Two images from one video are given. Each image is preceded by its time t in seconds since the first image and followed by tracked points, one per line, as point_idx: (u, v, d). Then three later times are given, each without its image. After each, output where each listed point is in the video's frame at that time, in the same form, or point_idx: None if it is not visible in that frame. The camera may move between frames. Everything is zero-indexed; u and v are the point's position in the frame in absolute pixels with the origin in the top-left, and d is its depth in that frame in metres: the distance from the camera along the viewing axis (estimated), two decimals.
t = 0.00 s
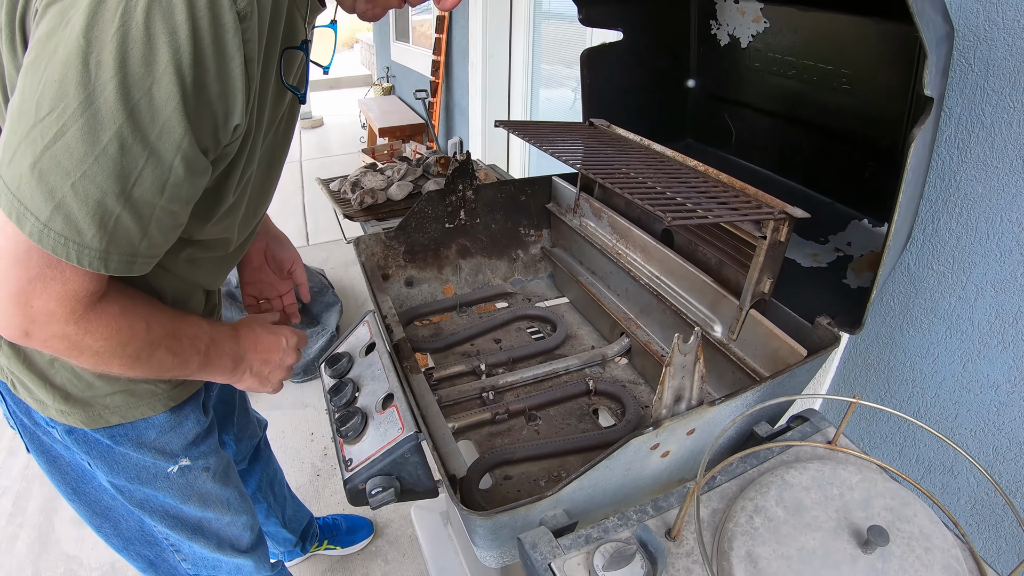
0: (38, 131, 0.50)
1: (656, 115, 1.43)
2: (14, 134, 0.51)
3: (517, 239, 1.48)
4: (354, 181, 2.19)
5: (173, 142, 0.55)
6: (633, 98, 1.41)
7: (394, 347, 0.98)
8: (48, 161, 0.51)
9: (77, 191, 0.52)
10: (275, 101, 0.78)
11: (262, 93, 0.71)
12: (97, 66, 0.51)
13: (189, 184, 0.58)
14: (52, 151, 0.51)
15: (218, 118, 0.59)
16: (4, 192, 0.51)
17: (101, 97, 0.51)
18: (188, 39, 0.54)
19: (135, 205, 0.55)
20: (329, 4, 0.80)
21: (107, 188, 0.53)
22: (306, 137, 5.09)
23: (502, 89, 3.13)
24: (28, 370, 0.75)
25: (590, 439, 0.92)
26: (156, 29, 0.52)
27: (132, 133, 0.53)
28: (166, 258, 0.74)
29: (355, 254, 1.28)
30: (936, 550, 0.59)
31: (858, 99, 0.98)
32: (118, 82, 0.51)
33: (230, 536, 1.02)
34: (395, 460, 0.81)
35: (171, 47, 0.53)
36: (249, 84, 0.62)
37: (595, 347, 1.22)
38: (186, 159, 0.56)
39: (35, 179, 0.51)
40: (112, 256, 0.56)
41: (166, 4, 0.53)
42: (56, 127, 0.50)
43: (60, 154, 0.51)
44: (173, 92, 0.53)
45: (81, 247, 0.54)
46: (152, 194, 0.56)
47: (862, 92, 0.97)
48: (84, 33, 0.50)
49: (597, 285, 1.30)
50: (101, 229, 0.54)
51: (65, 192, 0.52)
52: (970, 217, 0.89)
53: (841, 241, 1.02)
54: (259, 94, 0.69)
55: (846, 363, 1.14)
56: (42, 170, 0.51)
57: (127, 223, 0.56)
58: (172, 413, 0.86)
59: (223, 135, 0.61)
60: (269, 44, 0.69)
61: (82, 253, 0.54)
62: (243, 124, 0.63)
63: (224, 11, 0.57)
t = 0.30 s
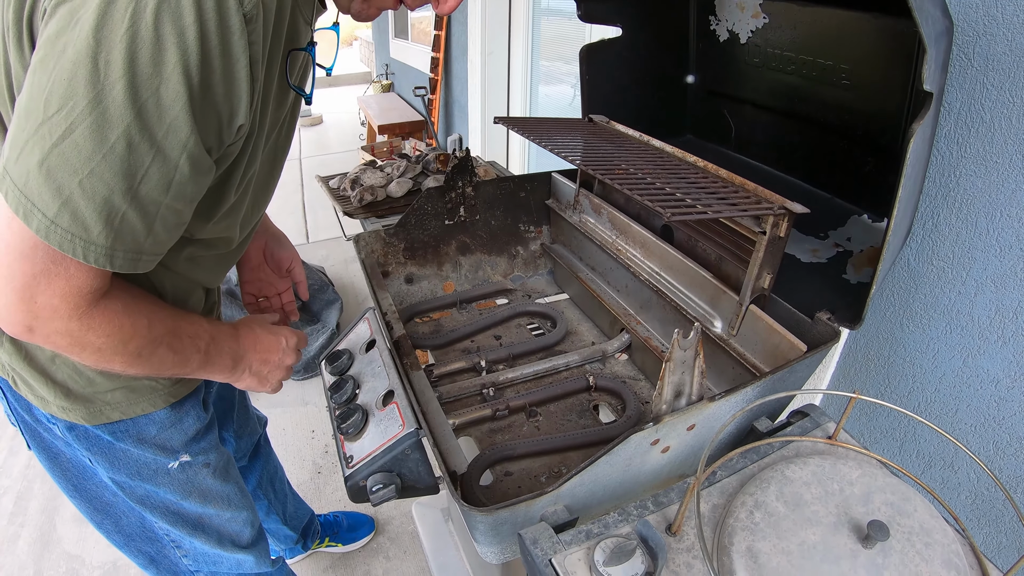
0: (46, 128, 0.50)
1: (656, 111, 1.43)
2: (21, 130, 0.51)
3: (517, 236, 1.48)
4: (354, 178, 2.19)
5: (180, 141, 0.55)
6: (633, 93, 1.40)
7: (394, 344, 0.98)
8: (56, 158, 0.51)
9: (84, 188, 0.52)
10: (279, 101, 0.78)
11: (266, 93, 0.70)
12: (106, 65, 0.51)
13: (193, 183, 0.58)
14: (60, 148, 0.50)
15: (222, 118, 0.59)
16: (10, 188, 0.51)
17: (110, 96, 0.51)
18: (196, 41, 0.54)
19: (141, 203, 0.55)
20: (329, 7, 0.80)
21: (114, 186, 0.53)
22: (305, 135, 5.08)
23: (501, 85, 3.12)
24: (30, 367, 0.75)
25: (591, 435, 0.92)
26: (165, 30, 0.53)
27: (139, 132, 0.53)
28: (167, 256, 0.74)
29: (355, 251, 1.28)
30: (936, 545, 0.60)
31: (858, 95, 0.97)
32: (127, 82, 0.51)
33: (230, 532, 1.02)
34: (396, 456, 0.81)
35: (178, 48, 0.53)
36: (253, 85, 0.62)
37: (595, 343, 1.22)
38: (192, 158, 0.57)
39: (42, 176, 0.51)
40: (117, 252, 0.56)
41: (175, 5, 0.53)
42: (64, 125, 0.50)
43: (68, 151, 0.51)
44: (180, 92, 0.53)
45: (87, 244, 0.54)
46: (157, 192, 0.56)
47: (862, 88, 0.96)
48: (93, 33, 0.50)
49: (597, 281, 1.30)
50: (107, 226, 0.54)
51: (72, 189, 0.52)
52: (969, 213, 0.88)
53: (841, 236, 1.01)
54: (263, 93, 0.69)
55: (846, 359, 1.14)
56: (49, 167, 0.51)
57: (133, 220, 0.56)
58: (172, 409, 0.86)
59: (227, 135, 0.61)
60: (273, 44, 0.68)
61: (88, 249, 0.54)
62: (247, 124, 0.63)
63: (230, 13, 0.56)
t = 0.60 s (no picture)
0: (49, 124, 0.50)
1: (655, 105, 1.42)
2: (24, 126, 0.51)
3: (516, 231, 1.47)
4: (353, 174, 2.18)
5: (182, 137, 0.55)
6: (632, 88, 1.39)
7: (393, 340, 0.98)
8: (58, 153, 0.50)
9: (87, 183, 0.52)
10: (280, 97, 0.77)
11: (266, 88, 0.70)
12: (109, 60, 0.50)
13: (195, 179, 0.58)
14: (62, 144, 0.50)
15: (223, 114, 0.59)
16: (13, 183, 0.51)
17: (113, 91, 0.51)
18: (198, 38, 0.54)
19: (144, 198, 0.55)
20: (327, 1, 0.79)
21: (117, 181, 0.53)
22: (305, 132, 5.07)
23: (501, 81, 3.11)
24: (29, 364, 0.74)
25: (591, 431, 0.92)
26: (167, 26, 0.52)
27: (142, 127, 0.53)
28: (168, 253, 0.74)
29: (355, 248, 1.27)
30: (936, 541, 0.59)
31: (859, 90, 0.97)
32: (130, 78, 0.51)
33: (231, 529, 1.02)
34: (396, 452, 0.81)
35: (181, 44, 0.53)
36: (255, 81, 0.61)
37: (595, 339, 1.22)
38: (195, 154, 0.56)
39: (45, 171, 0.51)
40: (120, 248, 0.56)
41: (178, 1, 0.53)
42: (67, 121, 0.50)
43: (71, 146, 0.50)
44: (183, 88, 0.53)
45: (90, 239, 0.54)
46: (160, 187, 0.56)
47: (862, 82, 0.95)
48: (96, 29, 0.50)
49: (597, 276, 1.30)
50: (110, 222, 0.54)
51: (75, 184, 0.51)
52: (970, 208, 0.88)
53: (841, 231, 1.02)
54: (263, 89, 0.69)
55: (847, 354, 1.13)
56: (52, 162, 0.50)
57: (136, 215, 0.55)
58: (172, 405, 0.86)
59: (228, 131, 0.61)
60: (274, 41, 0.68)
61: (91, 245, 0.54)
62: (248, 120, 0.62)
63: (232, 10, 0.56)
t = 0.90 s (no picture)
0: (65, 124, 0.50)
1: (658, 101, 1.41)
2: (38, 125, 0.50)
3: (519, 228, 1.47)
4: (356, 172, 2.18)
5: (197, 137, 0.55)
6: (635, 84, 1.39)
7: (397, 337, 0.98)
8: (75, 153, 0.50)
9: (103, 183, 0.52)
10: (289, 96, 0.77)
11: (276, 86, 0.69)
12: (126, 60, 0.50)
13: (208, 179, 0.58)
14: (79, 144, 0.50)
15: (236, 114, 0.59)
16: (27, 183, 0.51)
17: (130, 91, 0.51)
18: (215, 38, 0.54)
19: (159, 198, 0.55)
20: None
21: (132, 181, 0.53)
22: (306, 129, 5.07)
23: (503, 78, 3.10)
24: (37, 365, 0.75)
25: (596, 428, 0.92)
26: (184, 26, 0.52)
27: (158, 127, 0.53)
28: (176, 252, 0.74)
29: (358, 245, 1.27)
30: (941, 537, 0.59)
31: (863, 86, 0.96)
32: (147, 78, 0.51)
33: (239, 527, 1.02)
34: (400, 450, 0.81)
35: (198, 45, 0.53)
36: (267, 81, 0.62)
37: (599, 336, 1.22)
38: (209, 154, 0.56)
39: (60, 171, 0.51)
40: (135, 248, 0.56)
41: (195, 2, 0.53)
42: (83, 121, 0.50)
43: (87, 146, 0.50)
44: (199, 88, 0.53)
45: (105, 238, 0.54)
46: (175, 187, 0.56)
47: (866, 78, 0.95)
48: (114, 28, 0.50)
49: (601, 273, 1.30)
50: (125, 222, 0.54)
51: (91, 183, 0.51)
52: (974, 204, 0.87)
53: (845, 227, 1.01)
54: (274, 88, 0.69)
55: (851, 350, 1.13)
56: (68, 162, 0.50)
57: (151, 215, 0.55)
58: (179, 404, 0.86)
59: (241, 131, 0.61)
60: (285, 39, 0.68)
61: (106, 245, 0.54)
62: (260, 120, 0.62)
63: (247, 11, 0.56)
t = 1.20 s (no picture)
0: (75, 117, 0.50)
1: (659, 100, 1.41)
2: (48, 119, 0.51)
3: (521, 227, 1.47)
4: (357, 171, 2.18)
5: (207, 132, 0.55)
6: (636, 83, 1.39)
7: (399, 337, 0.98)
8: (85, 147, 0.50)
9: (113, 177, 0.52)
10: (295, 92, 0.77)
11: (285, 82, 0.69)
12: (138, 55, 0.51)
13: (219, 175, 0.58)
14: (89, 138, 0.50)
15: (245, 110, 0.59)
16: (36, 177, 0.51)
17: (140, 86, 0.51)
18: (225, 34, 0.54)
19: (169, 192, 0.55)
20: None
21: (142, 175, 0.53)
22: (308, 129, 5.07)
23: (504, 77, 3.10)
24: (43, 366, 0.75)
25: (597, 428, 0.92)
26: (195, 22, 0.52)
27: (168, 122, 0.53)
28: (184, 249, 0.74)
29: (360, 245, 1.27)
30: (943, 537, 0.59)
31: (864, 84, 0.96)
32: (158, 72, 0.51)
33: (245, 528, 1.03)
34: (402, 450, 0.81)
35: (209, 40, 0.53)
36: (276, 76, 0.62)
37: (601, 335, 1.22)
38: (219, 149, 0.57)
39: (70, 165, 0.51)
40: (145, 242, 0.56)
41: None
42: (94, 115, 0.50)
43: (97, 141, 0.51)
44: (209, 83, 0.53)
45: (115, 233, 0.54)
46: (185, 182, 0.56)
47: (868, 77, 0.95)
48: (125, 23, 0.50)
49: (602, 272, 1.30)
50: (135, 216, 0.54)
51: (101, 178, 0.52)
52: (977, 202, 0.87)
53: (847, 226, 1.01)
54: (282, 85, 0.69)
55: (853, 349, 1.13)
56: (77, 156, 0.51)
57: (162, 210, 0.56)
58: (184, 405, 0.87)
59: (250, 127, 0.61)
60: (293, 34, 0.68)
61: (116, 239, 0.54)
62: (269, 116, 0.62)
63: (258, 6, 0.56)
